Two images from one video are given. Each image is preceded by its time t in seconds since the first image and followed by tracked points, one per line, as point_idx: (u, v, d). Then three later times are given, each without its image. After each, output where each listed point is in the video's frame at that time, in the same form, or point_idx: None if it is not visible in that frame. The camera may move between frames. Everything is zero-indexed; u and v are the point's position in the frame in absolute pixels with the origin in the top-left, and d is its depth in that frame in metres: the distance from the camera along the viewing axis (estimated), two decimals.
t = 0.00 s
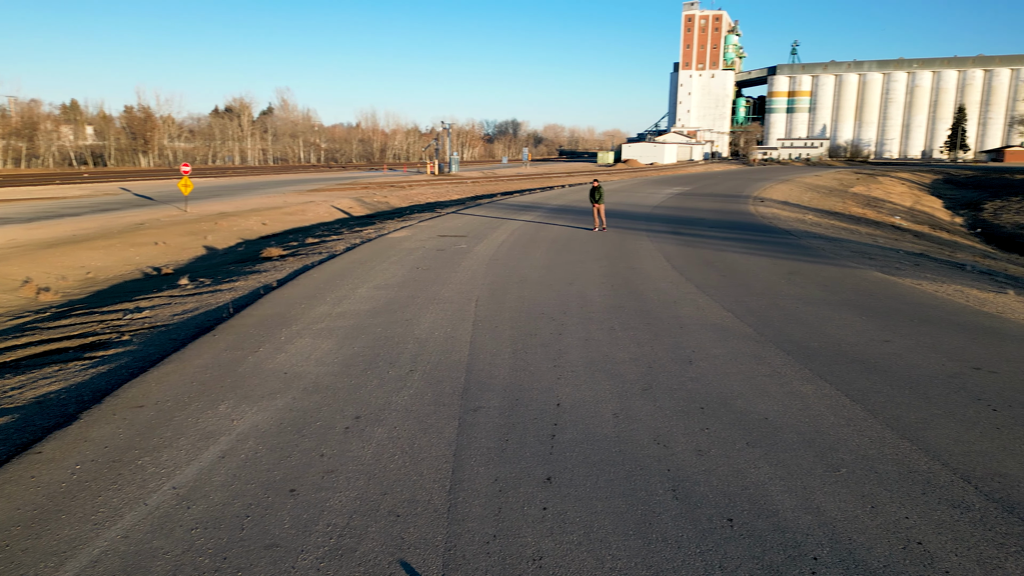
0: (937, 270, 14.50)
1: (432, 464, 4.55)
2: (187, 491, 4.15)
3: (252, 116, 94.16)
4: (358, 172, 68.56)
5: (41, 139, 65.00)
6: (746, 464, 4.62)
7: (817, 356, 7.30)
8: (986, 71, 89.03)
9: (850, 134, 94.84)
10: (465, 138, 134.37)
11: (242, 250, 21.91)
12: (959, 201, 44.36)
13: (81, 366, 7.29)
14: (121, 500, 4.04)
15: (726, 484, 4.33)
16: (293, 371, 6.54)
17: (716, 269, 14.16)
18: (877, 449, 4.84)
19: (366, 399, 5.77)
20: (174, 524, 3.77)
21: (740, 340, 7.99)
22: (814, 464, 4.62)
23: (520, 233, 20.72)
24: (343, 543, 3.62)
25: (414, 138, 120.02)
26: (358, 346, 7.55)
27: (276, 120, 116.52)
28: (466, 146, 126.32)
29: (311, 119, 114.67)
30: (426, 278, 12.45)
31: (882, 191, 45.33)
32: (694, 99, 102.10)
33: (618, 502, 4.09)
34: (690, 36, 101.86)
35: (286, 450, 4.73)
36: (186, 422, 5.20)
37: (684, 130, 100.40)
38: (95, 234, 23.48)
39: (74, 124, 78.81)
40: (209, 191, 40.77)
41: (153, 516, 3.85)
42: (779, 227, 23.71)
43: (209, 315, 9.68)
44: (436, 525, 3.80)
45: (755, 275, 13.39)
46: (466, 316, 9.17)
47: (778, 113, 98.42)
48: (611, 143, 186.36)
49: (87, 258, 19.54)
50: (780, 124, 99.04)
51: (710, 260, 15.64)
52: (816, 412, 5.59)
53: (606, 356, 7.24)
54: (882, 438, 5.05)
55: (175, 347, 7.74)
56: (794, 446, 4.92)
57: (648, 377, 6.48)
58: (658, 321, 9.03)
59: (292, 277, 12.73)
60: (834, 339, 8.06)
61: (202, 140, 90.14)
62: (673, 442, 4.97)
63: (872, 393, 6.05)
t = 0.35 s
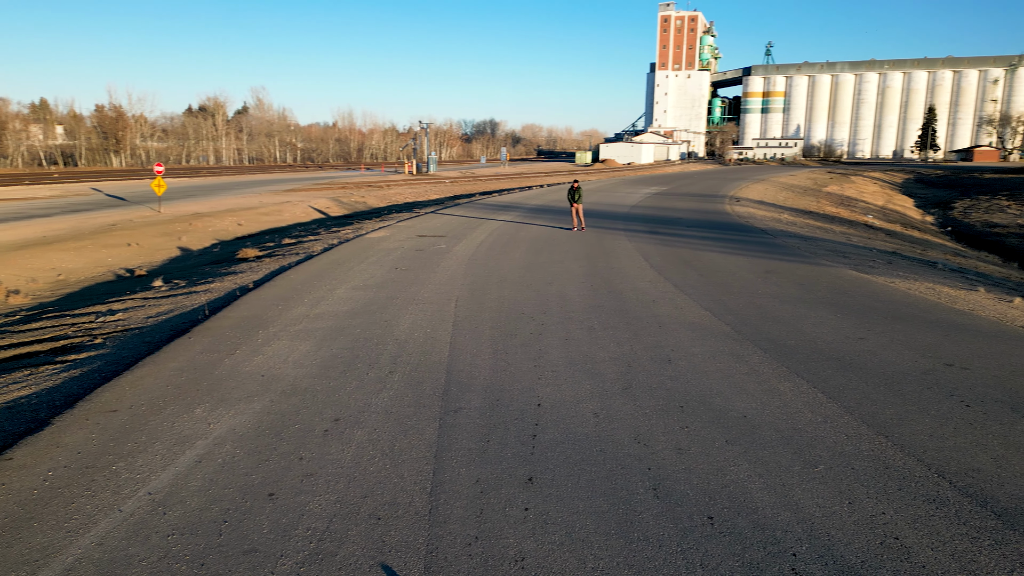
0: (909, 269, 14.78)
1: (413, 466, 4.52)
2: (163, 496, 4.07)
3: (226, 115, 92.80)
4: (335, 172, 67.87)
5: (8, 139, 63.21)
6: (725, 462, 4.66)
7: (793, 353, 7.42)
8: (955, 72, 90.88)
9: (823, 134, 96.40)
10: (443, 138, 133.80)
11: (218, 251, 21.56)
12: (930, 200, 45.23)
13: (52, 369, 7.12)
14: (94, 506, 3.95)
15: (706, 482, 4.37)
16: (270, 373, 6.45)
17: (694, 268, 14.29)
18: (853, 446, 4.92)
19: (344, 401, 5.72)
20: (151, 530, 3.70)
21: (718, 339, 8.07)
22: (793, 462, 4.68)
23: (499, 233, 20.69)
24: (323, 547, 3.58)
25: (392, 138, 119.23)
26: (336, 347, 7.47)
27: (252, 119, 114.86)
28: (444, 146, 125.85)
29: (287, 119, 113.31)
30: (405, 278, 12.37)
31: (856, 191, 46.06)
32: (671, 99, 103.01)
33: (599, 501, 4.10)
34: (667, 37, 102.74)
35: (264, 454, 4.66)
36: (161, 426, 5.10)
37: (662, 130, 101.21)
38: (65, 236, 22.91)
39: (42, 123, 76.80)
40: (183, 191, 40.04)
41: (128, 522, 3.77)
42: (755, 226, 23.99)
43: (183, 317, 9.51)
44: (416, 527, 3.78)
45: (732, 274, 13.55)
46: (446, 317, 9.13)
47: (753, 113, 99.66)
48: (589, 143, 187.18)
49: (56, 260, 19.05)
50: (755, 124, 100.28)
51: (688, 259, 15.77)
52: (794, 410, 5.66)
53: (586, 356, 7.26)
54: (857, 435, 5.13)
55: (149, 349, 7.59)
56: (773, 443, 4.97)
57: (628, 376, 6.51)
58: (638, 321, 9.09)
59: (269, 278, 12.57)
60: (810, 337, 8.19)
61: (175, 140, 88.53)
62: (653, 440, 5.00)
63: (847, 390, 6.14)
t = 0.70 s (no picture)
0: (885, 268, 15.01)
1: (395, 470, 4.48)
2: (140, 502, 3.98)
3: (202, 115, 91.48)
4: (314, 172, 67.26)
5: None
6: (707, 462, 4.69)
7: (773, 352, 7.50)
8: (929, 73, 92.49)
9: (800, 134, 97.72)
10: (422, 137, 133.28)
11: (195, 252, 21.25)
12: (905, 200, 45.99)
13: (24, 373, 6.95)
14: (68, 513, 3.86)
15: (688, 482, 4.39)
16: (249, 376, 6.36)
17: (674, 268, 14.38)
18: (832, 444, 4.98)
19: (325, 404, 5.66)
20: (128, 537, 3.62)
21: (698, 338, 8.13)
22: (773, 460, 4.72)
23: (480, 233, 20.65)
24: (305, 552, 3.53)
25: (371, 138, 118.47)
26: (316, 349, 7.39)
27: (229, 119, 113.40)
28: (425, 146, 125.39)
29: (265, 119, 112.07)
30: (385, 279, 12.29)
31: (833, 190, 46.68)
32: (650, 100, 103.75)
33: (583, 502, 4.11)
34: (645, 37, 103.37)
35: (243, 458, 4.59)
36: (138, 431, 5.00)
37: (641, 130, 101.91)
38: (36, 237, 22.41)
39: (11, 123, 75.04)
40: (158, 192, 39.40)
41: (104, 530, 3.69)
42: (734, 226, 24.21)
43: (160, 320, 9.34)
44: (399, 531, 3.74)
45: (712, 274, 13.66)
46: (427, 318, 9.08)
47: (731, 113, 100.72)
48: (569, 143, 187.57)
49: (28, 262, 18.62)
50: (733, 124, 101.36)
51: (669, 259, 15.86)
52: (774, 408, 5.72)
53: (568, 356, 7.27)
54: (836, 432, 5.20)
55: (125, 353, 7.45)
56: (754, 442, 5.02)
57: (610, 377, 6.53)
58: (619, 321, 9.12)
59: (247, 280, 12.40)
60: (789, 336, 8.28)
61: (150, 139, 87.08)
62: (636, 440, 5.02)
63: (826, 388, 6.22)
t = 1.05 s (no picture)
0: (866, 267, 15.19)
1: (381, 470, 4.46)
2: (122, 506, 3.92)
3: (183, 114, 90.35)
4: (297, 172, 66.73)
5: None
6: (692, 459, 4.72)
7: (757, 350, 7.56)
8: (908, 74, 93.77)
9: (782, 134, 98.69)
10: (407, 137, 132.73)
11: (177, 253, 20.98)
12: (886, 199, 46.60)
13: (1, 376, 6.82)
14: (48, 517, 3.79)
15: (673, 480, 4.41)
16: (233, 377, 6.29)
17: (659, 267, 14.44)
18: (815, 441, 5.03)
19: (310, 405, 5.62)
20: (110, 541, 3.56)
21: (683, 337, 8.17)
22: (758, 457, 4.76)
23: (465, 233, 20.61)
24: (289, 554, 3.50)
25: (355, 137, 117.79)
26: (300, 350, 7.33)
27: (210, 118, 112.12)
28: (409, 146, 124.92)
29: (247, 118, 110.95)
30: (370, 279, 12.21)
31: (815, 190, 47.15)
32: (634, 100, 104.20)
33: (569, 501, 4.11)
34: (629, 37, 103.67)
35: (227, 460, 4.54)
36: (119, 433, 4.92)
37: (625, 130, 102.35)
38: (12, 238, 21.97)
39: None
40: (138, 192, 38.85)
41: (85, 534, 3.63)
42: (718, 225, 24.38)
43: (141, 321, 9.21)
44: (385, 532, 3.72)
45: (696, 273, 13.74)
46: (412, 318, 9.04)
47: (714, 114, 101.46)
48: (554, 143, 187.96)
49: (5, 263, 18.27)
50: (716, 124, 102.12)
51: (653, 258, 15.93)
52: (757, 406, 5.76)
53: (554, 355, 7.28)
54: (819, 430, 5.25)
55: (105, 354, 7.34)
56: (738, 440, 5.06)
57: (596, 376, 6.54)
58: (605, 320, 9.14)
59: (230, 280, 12.28)
60: (772, 334, 8.36)
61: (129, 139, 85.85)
62: (621, 439, 5.04)
63: (809, 386, 6.28)
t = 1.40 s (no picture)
0: (848, 266, 15.36)
1: (367, 471, 4.43)
2: (104, 509, 3.87)
3: (165, 114, 89.39)
4: (281, 172, 66.28)
5: None
6: (678, 458, 4.75)
7: (741, 349, 7.61)
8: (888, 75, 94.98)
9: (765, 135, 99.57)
10: (392, 137, 132.22)
11: (159, 254, 20.73)
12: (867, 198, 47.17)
13: None
14: (28, 522, 3.72)
15: (660, 478, 4.42)
16: (217, 379, 6.22)
17: (644, 267, 14.49)
18: (799, 439, 5.08)
19: (295, 406, 5.58)
20: (92, 545, 3.51)
21: (669, 336, 8.21)
22: (743, 455, 4.79)
23: (451, 233, 20.57)
24: (274, 557, 3.47)
25: (340, 137, 117.20)
26: (285, 352, 7.27)
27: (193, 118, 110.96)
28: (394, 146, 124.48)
29: (230, 118, 109.94)
30: (354, 280, 12.14)
31: (798, 190, 47.61)
32: (619, 100, 104.63)
33: (557, 500, 4.11)
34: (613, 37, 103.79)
35: (212, 463, 4.49)
36: (101, 437, 4.85)
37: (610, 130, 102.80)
38: None
39: None
40: (119, 192, 38.40)
41: (66, 539, 3.57)
42: (703, 225, 24.51)
43: (123, 323, 9.09)
44: (372, 533, 3.70)
45: (681, 272, 13.80)
46: (398, 319, 8.99)
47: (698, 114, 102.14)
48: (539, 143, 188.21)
49: None
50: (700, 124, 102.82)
51: (639, 258, 15.99)
52: (742, 404, 5.81)
53: (540, 355, 7.29)
54: (802, 427, 5.30)
55: (87, 357, 7.24)
56: (725, 438, 5.09)
57: (582, 375, 6.56)
58: (590, 319, 9.16)
59: (214, 281, 12.16)
60: (757, 333, 8.41)
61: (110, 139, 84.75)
62: (608, 438, 5.06)
63: (793, 385, 6.34)
